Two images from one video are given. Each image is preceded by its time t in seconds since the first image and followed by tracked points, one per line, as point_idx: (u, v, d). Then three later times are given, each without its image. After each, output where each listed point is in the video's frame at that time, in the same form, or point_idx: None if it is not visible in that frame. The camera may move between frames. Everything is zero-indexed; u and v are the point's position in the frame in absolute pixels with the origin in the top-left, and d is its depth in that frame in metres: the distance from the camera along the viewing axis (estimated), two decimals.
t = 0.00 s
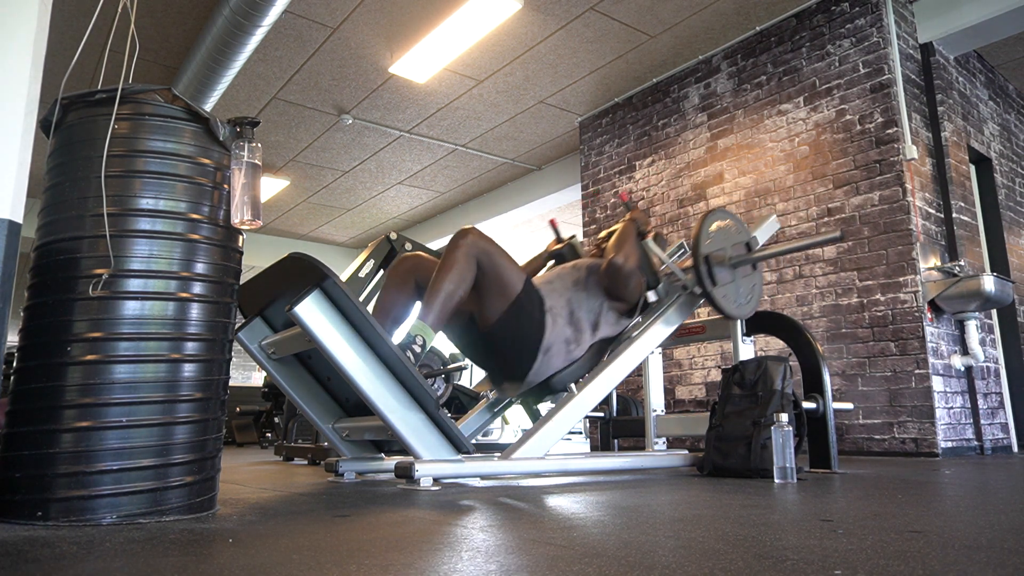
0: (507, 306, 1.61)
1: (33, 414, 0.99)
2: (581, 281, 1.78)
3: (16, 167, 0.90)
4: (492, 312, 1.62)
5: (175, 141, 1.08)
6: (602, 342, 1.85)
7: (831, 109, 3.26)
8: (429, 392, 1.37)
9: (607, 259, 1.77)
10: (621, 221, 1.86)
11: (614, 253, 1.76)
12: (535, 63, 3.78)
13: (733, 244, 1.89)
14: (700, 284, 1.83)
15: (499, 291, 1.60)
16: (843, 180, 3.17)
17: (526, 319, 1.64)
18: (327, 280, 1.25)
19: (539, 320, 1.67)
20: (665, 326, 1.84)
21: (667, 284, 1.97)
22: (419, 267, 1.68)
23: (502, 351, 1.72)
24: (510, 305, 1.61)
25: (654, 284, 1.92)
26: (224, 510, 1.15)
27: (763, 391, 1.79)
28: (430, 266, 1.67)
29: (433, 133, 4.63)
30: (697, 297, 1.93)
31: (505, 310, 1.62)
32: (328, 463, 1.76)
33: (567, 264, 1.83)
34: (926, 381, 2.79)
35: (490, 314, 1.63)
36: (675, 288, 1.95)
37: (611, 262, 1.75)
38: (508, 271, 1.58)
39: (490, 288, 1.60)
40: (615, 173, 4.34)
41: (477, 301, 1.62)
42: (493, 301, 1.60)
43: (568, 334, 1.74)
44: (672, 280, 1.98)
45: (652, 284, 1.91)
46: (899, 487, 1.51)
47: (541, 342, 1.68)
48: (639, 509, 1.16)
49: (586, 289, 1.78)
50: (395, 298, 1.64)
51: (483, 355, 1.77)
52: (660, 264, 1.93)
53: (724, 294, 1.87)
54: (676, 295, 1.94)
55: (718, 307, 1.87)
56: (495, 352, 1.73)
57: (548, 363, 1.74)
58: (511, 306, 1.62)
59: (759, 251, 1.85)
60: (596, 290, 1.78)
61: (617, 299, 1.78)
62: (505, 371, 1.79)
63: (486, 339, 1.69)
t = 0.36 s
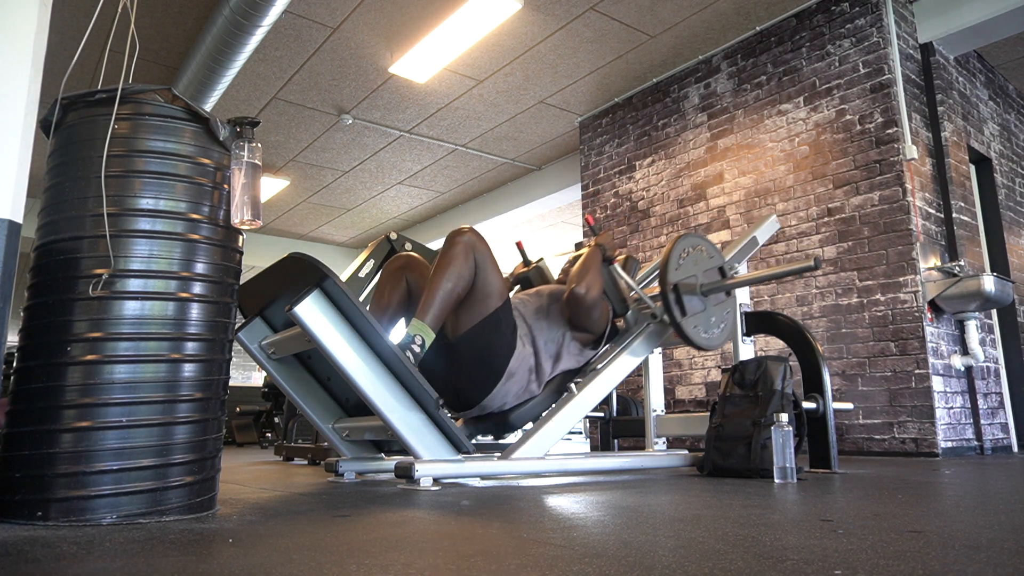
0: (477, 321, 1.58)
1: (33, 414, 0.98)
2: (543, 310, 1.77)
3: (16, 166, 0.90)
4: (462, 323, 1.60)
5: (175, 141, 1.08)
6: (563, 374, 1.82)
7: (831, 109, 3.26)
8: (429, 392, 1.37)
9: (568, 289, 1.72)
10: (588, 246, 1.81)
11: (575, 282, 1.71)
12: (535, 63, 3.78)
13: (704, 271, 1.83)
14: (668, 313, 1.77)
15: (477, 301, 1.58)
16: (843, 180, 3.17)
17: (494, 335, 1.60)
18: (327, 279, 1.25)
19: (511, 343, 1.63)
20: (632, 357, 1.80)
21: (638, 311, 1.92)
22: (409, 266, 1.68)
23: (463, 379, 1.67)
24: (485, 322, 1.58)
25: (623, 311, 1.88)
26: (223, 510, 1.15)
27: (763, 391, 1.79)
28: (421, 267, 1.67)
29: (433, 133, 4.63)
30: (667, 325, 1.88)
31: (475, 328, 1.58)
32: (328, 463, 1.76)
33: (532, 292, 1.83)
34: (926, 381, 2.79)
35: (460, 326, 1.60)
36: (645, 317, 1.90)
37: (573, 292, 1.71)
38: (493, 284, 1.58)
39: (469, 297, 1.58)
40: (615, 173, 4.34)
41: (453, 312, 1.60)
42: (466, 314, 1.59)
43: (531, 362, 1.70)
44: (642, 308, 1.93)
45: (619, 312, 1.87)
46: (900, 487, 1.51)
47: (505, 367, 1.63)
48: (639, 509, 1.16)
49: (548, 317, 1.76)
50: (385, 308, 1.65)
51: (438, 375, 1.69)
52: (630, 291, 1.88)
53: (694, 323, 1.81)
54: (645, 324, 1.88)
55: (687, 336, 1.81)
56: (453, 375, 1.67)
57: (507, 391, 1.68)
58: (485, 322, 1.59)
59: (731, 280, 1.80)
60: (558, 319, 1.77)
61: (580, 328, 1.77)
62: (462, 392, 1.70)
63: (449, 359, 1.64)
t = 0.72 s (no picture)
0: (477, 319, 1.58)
1: (33, 414, 0.98)
2: (544, 308, 1.77)
3: (16, 166, 0.90)
4: (461, 321, 1.59)
5: (175, 141, 1.08)
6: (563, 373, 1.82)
7: (831, 109, 3.26)
8: (430, 392, 1.37)
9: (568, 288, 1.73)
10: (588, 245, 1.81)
11: (575, 281, 1.72)
12: (535, 63, 3.78)
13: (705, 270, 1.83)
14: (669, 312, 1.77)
15: (476, 300, 1.58)
16: (843, 180, 3.17)
17: (494, 334, 1.60)
18: (327, 279, 1.25)
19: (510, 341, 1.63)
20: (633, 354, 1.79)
21: (639, 311, 1.92)
22: (409, 265, 1.68)
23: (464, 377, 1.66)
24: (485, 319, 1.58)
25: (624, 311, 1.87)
26: (223, 510, 1.15)
27: (763, 391, 1.79)
28: (421, 267, 1.68)
29: (433, 133, 4.63)
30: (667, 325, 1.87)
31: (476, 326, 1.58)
32: (328, 463, 1.76)
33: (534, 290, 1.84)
34: (926, 381, 2.79)
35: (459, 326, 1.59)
36: (645, 315, 1.90)
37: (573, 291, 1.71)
38: (493, 281, 1.59)
39: (468, 296, 1.58)
40: (615, 173, 4.34)
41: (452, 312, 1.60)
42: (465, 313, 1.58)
43: (533, 360, 1.71)
44: (643, 307, 1.92)
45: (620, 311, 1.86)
46: (899, 487, 1.51)
47: (506, 364, 1.63)
48: (638, 509, 1.15)
49: (548, 317, 1.76)
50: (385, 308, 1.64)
51: (438, 373, 1.69)
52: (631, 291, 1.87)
53: (694, 322, 1.81)
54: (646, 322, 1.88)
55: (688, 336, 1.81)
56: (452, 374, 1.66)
57: (508, 388, 1.69)
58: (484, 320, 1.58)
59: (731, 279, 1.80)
60: (559, 318, 1.77)
61: (580, 327, 1.77)
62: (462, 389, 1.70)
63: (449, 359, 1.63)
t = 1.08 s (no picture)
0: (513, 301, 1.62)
1: (33, 414, 0.98)
2: (592, 274, 1.77)
3: (16, 166, 0.90)
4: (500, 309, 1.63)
5: (175, 141, 1.08)
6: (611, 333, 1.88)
7: (831, 109, 3.26)
8: (429, 392, 1.37)
9: (618, 253, 1.79)
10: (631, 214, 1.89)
11: (625, 246, 1.79)
12: (534, 63, 3.78)
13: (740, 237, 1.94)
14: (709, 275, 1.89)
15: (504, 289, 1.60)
16: (843, 180, 3.17)
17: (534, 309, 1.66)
18: (327, 280, 1.25)
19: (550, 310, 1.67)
20: (673, 319, 1.87)
21: (677, 277, 2.02)
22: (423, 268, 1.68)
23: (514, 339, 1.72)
24: (519, 301, 1.62)
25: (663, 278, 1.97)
26: (224, 510, 1.15)
27: (763, 391, 1.79)
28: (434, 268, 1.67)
29: (433, 133, 4.64)
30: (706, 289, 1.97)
31: (513, 306, 1.63)
32: (328, 463, 1.76)
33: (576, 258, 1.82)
34: (926, 381, 2.79)
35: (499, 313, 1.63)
36: (683, 281, 2.00)
37: (622, 256, 1.78)
38: (515, 268, 1.59)
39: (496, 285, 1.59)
40: (615, 173, 4.34)
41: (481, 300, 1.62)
42: (498, 299, 1.61)
43: (579, 326, 1.73)
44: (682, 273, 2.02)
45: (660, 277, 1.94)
46: (900, 487, 1.51)
47: (551, 334, 1.69)
48: (638, 509, 1.15)
49: (596, 282, 1.78)
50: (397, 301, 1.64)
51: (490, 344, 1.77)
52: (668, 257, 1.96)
53: (732, 285, 1.93)
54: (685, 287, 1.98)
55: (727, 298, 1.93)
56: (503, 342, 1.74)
57: (560, 356, 1.73)
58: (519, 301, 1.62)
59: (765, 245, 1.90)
60: (606, 283, 1.79)
61: (626, 291, 1.81)
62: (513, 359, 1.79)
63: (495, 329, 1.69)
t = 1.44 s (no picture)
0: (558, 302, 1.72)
1: (34, 414, 0.98)
2: (633, 244, 1.95)
3: (16, 166, 0.90)
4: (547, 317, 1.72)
5: (175, 141, 1.08)
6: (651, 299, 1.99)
7: (831, 109, 3.26)
8: (429, 392, 1.37)
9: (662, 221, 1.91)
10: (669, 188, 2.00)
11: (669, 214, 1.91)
12: (535, 63, 3.78)
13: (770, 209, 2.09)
14: (744, 243, 2.02)
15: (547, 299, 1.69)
16: (843, 180, 3.17)
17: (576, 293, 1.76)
18: (327, 279, 1.25)
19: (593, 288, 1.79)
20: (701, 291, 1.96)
21: (712, 247, 2.07)
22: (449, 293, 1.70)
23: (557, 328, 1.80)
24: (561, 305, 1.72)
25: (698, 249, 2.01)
26: (224, 510, 1.15)
27: (763, 391, 1.79)
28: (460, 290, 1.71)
29: (433, 133, 4.64)
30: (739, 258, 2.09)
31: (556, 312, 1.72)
32: (328, 463, 1.76)
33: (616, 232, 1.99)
34: (926, 381, 2.79)
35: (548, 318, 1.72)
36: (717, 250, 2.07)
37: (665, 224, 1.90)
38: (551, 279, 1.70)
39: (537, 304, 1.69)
40: (615, 173, 4.34)
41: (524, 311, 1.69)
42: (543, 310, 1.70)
43: (626, 293, 1.86)
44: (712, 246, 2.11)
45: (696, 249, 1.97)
46: (900, 487, 1.51)
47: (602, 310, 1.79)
48: (638, 509, 1.15)
49: (638, 250, 1.94)
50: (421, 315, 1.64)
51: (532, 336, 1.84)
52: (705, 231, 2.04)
53: (766, 253, 2.06)
54: (718, 257, 2.06)
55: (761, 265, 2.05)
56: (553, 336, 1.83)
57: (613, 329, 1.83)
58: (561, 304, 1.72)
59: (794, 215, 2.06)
60: (648, 251, 1.95)
61: (666, 258, 1.95)
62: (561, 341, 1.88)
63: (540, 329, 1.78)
